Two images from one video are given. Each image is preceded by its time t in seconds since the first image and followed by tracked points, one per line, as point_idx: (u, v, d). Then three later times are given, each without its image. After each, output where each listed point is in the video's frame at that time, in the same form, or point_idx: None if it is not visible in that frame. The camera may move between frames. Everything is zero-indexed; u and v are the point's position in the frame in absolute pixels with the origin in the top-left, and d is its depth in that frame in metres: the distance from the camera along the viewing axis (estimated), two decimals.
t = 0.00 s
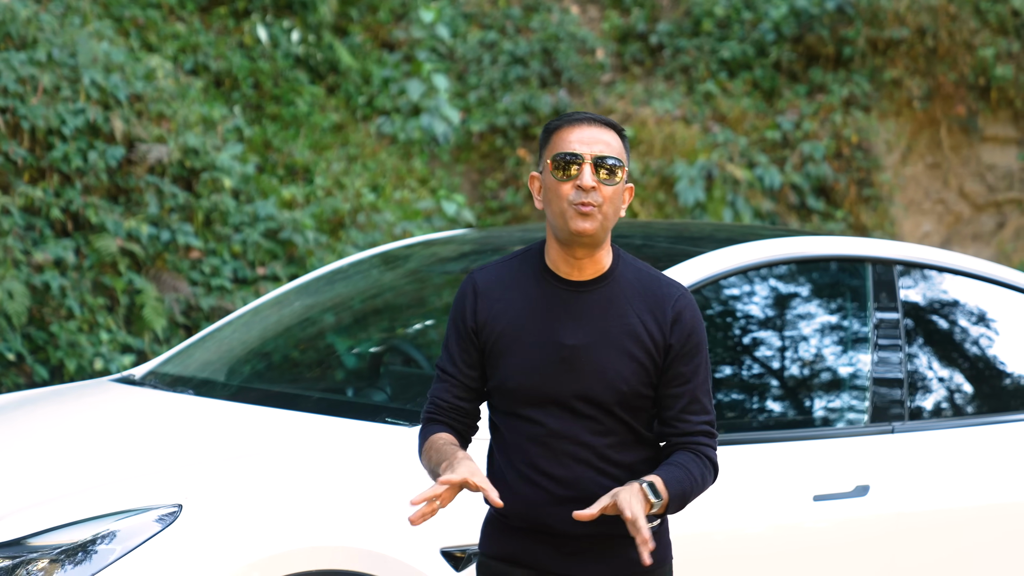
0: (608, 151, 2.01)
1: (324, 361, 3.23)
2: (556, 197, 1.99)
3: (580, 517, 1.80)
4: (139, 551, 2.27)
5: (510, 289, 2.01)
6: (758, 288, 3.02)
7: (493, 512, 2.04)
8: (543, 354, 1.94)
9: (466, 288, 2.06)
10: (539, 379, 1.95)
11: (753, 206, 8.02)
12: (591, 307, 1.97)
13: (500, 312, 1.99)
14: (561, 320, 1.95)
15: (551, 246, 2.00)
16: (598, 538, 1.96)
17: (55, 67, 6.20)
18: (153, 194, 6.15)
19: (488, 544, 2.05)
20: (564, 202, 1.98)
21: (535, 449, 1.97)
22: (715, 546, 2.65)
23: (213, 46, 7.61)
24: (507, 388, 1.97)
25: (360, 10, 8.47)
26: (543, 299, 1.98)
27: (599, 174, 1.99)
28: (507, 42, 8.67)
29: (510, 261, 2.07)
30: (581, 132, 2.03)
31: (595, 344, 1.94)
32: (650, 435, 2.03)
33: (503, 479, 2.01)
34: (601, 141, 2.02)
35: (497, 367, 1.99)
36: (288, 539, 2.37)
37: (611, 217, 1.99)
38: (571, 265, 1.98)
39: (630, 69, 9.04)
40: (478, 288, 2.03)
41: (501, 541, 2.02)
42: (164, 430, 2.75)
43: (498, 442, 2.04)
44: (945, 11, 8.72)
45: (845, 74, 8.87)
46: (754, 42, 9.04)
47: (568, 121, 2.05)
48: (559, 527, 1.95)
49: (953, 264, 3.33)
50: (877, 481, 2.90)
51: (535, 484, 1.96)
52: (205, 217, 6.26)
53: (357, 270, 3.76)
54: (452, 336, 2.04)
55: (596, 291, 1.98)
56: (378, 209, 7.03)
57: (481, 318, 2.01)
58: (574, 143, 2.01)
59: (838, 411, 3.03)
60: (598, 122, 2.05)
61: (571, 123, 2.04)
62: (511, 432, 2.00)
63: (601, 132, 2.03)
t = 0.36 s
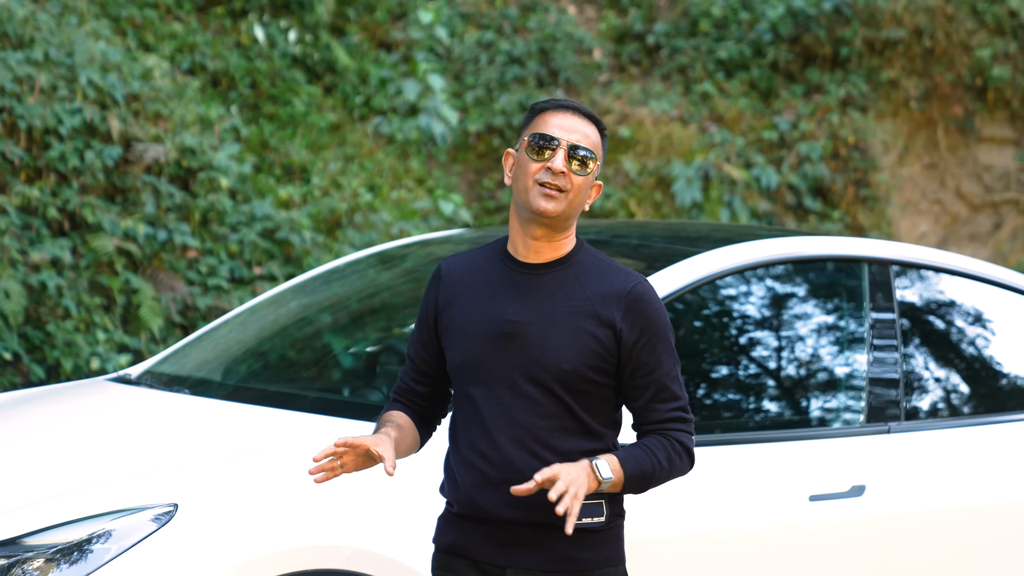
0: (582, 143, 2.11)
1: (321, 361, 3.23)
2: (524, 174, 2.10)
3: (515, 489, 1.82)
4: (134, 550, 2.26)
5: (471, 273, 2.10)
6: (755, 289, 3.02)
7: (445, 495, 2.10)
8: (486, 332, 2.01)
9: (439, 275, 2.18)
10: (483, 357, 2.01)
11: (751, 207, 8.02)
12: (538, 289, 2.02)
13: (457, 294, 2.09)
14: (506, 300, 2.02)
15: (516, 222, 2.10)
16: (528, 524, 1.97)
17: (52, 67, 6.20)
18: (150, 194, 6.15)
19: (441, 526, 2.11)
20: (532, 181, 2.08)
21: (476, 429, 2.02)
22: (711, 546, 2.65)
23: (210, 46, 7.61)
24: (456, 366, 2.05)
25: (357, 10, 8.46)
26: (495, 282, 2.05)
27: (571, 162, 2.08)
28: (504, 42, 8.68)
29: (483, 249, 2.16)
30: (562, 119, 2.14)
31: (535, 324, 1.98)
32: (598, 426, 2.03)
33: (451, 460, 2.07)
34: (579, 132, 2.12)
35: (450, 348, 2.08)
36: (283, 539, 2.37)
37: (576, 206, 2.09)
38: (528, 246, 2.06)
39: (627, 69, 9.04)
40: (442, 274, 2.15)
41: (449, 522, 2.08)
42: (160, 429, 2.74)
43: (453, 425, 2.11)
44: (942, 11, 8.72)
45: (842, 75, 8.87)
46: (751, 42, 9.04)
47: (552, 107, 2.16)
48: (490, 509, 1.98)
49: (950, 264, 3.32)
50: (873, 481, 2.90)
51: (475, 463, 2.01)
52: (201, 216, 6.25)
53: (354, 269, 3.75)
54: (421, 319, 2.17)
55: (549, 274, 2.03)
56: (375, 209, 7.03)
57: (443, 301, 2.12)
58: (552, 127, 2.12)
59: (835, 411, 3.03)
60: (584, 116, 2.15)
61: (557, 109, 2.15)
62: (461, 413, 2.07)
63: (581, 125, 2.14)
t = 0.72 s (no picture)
0: (565, 145, 2.11)
1: (320, 361, 3.23)
2: (506, 175, 2.11)
3: (544, 335, 1.87)
4: (134, 551, 2.27)
5: (452, 274, 2.08)
6: (754, 289, 3.02)
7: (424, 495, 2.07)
8: (477, 331, 2.00)
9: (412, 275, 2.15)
10: (472, 357, 2.00)
11: (749, 207, 8.02)
12: (527, 289, 2.04)
13: (440, 295, 2.06)
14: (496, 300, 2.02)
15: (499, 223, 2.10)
16: (520, 521, 1.97)
17: (50, 66, 6.19)
18: (148, 193, 6.14)
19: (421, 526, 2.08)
20: (514, 180, 2.10)
21: (465, 429, 2.00)
22: (710, 546, 2.65)
23: (208, 46, 7.61)
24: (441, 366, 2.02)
25: (356, 9, 8.45)
26: (483, 282, 2.05)
27: (552, 163, 2.09)
28: (502, 42, 8.68)
29: (458, 249, 2.15)
30: (547, 122, 2.15)
31: (527, 324, 2.00)
32: (582, 424, 2.06)
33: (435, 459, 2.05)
34: (563, 134, 2.13)
35: (434, 346, 2.04)
36: (283, 539, 2.37)
37: (558, 211, 2.08)
38: (512, 247, 2.07)
39: (625, 69, 9.03)
40: (425, 270, 2.11)
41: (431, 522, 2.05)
42: (160, 429, 2.75)
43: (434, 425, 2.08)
44: (941, 12, 8.71)
45: (840, 75, 8.87)
46: (750, 42, 9.04)
47: (539, 110, 2.17)
48: (482, 508, 1.97)
49: (949, 264, 3.32)
50: (874, 481, 2.90)
51: (463, 462, 2.00)
52: (200, 216, 6.25)
53: (353, 269, 3.75)
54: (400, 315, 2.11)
55: (535, 276, 2.05)
56: (374, 209, 7.03)
57: (426, 298, 2.07)
58: (536, 129, 2.13)
59: (834, 412, 3.03)
60: (570, 120, 2.16)
61: (543, 112, 2.17)
62: (445, 412, 2.04)
63: (566, 128, 2.14)
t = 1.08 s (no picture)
0: (564, 137, 2.11)
1: (320, 361, 3.23)
2: (510, 174, 2.07)
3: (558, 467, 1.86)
4: (136, 552, 2.27)
5: (455, 278, 2.03)
6: (754, 289, 3.02)
7: (435, 503, 2.02)
8: (495, 336, 1.97)
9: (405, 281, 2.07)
10: (492, 363, 1.97)
11: (749, 206, 8.01)
12: (541, 291, 2.02)
13: (448, 300, 2.01)
14: (511, 303, 2.00)
15: (501, 223, 2.06)
16: (547, 525, 1.98)
17: (49, 66, 6.19)
18: (148, 193, 6.14)
19: (431, 534, 2.03)
20: (519, 178, 2.06)
21: (488, 436, 1.97)
22: (710, 547, 2.65)
23: (208, 46, 7.61)
24: (458, 373, 1.97)
25: (355, 9, 8.44)
26: (494, 286, 2.01)
27: (556, 157, 2.08)
28: (501, 42, 8.68)
29: (450, 252, 2.09)
30: (540, 115, 2.13)
31: (547, 327, 1.99)
32: (593, 423, 2.07)
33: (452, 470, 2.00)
34: (559, 126, 2.12)
35: (447, 354, 1.99)
36: (284, 540, 2.37)
37: (562, 201, 2.09)
38: (521, 246, 2.04)
39: (625, 69, 9.02)
40: (421, 279, 2.03)
41: (447, 532, 2.00)
42: (161, 430, 2.75)
43: (444, 432, 2.03)
44: (941, 11, 8.71)
45: (840, 74, 8.88)
46: (749, 42, 9.04)
47: (527, 104, 2.14)
48: (510, 515, 1.96)
49: (949, 263, 3.32)
50: (875, 481, 2.90)
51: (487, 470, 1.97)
52: (199, 216, 6.25)
53: (352, 270, 3.75)
54: (400, 326, 2.02)
55: (544, 275, 2.04)
56: (373, 209, 7.03)
57: (431, 307, 2.01)
58: (531, 124, 2.10)
59: (835, 412, 3.03)
60: (559, 109, 2.15)
61: (532, 106, 2.14)
62: (459, 421, 1.99)
63: (559, 119, 2.13)
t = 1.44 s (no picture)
0: (526, 125, 2.10)
1: (316, 360, 3.23)
2: (484, 179, 2.06)
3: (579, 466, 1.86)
4: (132, 551, 2.26)
5: (452, 282, 2.01)
6: (752, 288, 3.02)
7: (451, 509, 1.99)
8: (502, 334, 1.96)
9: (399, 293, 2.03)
10: (500, 361, 1.95)
11: (746, 206, 8.00)
12: (541, 285, 2.02)
13: (449, 303, 1.99)
14: (514, 299, 1.99)
15: (487, 229, 2.06)
16: (568, 520, 1.97)
17: (47, 65, 6.19)
18: (145, 193, 6.14)
19: (449, 541, 2.00)
20: (493, 178, 2.05)
21: (502, 435, 1.95)
22: (709, 546, 2.65)
23: (205, 45, 7.61)
24: (467, 375, 1.95)
25: (352, 8, 8.43)
26: (493, 285, 2.00)
27: (523, 146, 2.08)
28: (499, 41, 8.68)
29: (442, 259, 2.07)
30: (497, 112, 2.12)
31: (552, 320, 1.98)
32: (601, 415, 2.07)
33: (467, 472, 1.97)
34: (517, 117, 2.11)
35: (453, 357, 1.96)
36: (281, 540, 2.36)
37: (541, 189, 2.08)
38: (512, 247, 2.04)
39: (622, 68, 9.02)
40: (417, 287, 2.00)
41: (465, 535, 1.98)
42: (158, 429, 2.74)
43: (455, 436, 1.99)
44: (938, 11, 8.74)
45: (838, 73, 8.88)
46: (746, 41, 9.05)
47: (481, 107, 2.14)
48: (531, 511, 1.94)
49: (948, 262, 3.32)
50: (874, 481, 2.90)
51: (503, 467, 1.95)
52: (197, 216, 6.25)
53: (349, 269, 3.75)
54: (402, 334, 1.99)
55: (540, 270, 2.04)
56: (370, 208, 7.02)
57: (431, 313, 1.98)
58: (490, 124, 2.10)
59: (833, 411, 3.02)
60: (511, 102, 2.14)
61: (487, 107, 2.13)
62: (470, 422, 1.97)
63: (516, 110, 2.13)
